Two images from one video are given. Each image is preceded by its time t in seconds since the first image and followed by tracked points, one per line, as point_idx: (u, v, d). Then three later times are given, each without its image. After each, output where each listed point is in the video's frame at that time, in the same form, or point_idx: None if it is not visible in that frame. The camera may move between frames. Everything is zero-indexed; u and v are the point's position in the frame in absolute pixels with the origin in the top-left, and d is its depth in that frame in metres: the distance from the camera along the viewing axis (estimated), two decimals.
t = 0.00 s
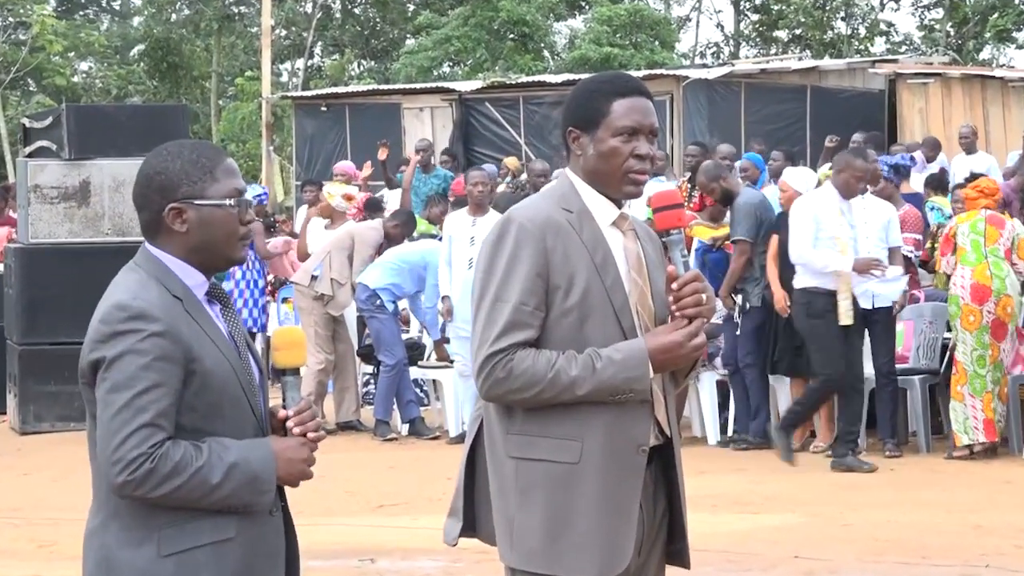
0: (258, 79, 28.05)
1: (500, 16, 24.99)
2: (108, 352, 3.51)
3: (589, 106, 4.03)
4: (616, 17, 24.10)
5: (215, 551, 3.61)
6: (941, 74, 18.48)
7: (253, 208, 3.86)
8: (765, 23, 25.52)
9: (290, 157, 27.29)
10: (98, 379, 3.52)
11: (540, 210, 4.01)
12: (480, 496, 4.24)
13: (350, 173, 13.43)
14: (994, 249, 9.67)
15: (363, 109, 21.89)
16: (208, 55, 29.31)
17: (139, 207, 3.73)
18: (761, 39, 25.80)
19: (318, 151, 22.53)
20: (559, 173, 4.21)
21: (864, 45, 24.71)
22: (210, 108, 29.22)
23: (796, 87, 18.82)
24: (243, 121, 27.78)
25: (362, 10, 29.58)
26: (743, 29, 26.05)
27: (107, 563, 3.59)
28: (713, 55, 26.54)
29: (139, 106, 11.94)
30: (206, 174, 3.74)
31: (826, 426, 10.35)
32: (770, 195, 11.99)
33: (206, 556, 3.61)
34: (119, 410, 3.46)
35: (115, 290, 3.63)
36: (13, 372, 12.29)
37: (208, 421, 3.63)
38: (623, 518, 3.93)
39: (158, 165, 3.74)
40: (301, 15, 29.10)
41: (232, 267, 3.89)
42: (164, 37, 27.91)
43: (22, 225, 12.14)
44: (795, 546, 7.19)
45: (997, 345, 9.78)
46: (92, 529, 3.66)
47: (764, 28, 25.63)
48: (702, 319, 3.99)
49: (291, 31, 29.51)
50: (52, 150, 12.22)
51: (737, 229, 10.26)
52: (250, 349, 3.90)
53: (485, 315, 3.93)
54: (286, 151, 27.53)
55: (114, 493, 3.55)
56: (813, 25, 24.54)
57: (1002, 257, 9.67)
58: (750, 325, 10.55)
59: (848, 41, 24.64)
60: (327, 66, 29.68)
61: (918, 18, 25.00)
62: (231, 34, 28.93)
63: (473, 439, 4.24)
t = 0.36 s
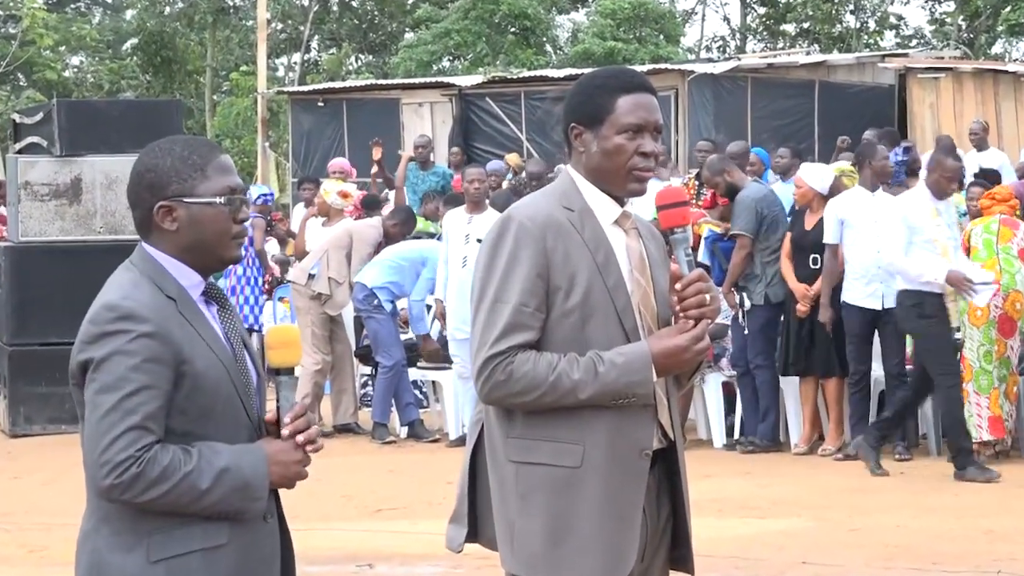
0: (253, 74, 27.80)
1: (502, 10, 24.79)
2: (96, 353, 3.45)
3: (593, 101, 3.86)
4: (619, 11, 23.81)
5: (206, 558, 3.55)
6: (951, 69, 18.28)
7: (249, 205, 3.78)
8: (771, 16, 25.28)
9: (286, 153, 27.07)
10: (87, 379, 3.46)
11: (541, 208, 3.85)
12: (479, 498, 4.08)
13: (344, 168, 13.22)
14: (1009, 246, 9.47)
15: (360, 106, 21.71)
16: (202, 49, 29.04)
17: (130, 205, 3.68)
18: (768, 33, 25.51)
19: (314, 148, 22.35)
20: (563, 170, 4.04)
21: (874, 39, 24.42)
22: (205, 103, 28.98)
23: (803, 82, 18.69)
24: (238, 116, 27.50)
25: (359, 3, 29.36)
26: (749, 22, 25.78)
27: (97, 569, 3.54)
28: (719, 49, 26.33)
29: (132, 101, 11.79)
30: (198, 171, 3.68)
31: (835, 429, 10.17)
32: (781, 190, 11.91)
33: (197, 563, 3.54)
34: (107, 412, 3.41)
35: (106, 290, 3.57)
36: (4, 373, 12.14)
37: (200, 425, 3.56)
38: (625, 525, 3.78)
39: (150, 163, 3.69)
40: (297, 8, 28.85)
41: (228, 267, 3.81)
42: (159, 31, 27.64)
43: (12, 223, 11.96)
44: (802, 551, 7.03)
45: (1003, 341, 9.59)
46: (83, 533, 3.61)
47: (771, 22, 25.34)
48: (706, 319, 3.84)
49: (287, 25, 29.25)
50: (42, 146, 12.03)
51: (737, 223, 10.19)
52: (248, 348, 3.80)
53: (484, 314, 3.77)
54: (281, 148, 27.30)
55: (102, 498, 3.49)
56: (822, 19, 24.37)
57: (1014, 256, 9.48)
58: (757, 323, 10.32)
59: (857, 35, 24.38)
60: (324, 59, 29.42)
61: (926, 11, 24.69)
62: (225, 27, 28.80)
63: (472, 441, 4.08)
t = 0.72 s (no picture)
0: (249, 71, 27.70)
1: (502, 6, 24.68)
2: (84, 353, 3.35)
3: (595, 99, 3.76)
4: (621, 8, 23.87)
5: (196, 562, 3.44)
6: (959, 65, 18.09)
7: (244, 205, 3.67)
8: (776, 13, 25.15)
9: (283, 150, 27.00)
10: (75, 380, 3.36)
11: (540, 208, 3.75)
12: (478, 502, 3.97)
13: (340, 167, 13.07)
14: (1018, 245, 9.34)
15: (357, 104, 21.62)
16: (198, 45, 28.97)
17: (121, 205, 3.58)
18: (773, 28, 25.55)
19: (312, 146, 22.27)
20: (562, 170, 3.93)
21: (880, 35, 24.28)
22: (201, 100, 28.90)
23: (808, 80, 18.60)
24: (234, 113, 27.40)
25: None
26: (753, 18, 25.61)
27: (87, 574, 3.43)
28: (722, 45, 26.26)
29: (127, 98, 11.71)
30: (190, 170, 3.57)
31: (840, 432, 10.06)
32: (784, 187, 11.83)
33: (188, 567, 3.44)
34: (93, 413, 3.31)
35: (96, 290, 3.47)
36: None
37: (190, 427, 3.46)
38: (628, 528, 3.67)
39: (142, 161, 3.58)
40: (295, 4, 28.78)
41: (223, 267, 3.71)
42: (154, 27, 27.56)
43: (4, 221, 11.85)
44: (808, 555, 6.92)
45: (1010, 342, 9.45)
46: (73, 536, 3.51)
47: (776, 18, 25.35)
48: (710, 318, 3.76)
49: (284, 21, 29.17)
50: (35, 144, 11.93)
51: (743, 221, 10.07)
52: (242, 350, 3.69)
53: (483, 314, 3.66)
54: (278, 145, 27.22)
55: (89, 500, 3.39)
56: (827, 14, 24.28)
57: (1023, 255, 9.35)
58: (762, 324, 10.22)
59: (864, 31, 24.18)
60: (322, 55, 29.32)
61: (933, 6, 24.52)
62: (222, 24, 28.65)
63: (471, 444, 3.97)
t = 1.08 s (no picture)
0: (246, 68, 27.60)
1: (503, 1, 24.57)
2: (76, 353, 3.25)
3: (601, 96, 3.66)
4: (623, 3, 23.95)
5: (187, 566, 3.34)
6: (965, 62, 17.97)
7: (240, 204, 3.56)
8: (780, 9, 25.05)
9: (280, 149, 26.91)
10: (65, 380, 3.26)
11: (543, 206, 3.65)
12: (477, 503, 3.87)
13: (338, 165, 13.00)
14: None
15: (355, 101, 21.53)
16: (194, 42, 28.86)
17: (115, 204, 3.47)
18: (777, 24, 25.24)
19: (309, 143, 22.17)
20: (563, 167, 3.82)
21: (886, 30, 24.19)
22: (197, 97, 28.80)
23: (813, 76, 18.47)
24: (230, 111, 27.25)
25: None
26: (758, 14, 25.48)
27: None
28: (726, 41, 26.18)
29: (121, 95, 11.66)
30: (184, 169, 3.46)
31: (844, 434, 9.95)
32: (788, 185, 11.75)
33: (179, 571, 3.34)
34: (84, 413, 3.21)
35: (89, 288, 3.37)
36: None
37: (183, 428, 3.35)
38: (631, 530, 3.57)
39: (138, 158, 3.48)
40: None
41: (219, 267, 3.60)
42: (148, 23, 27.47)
43: None
44: (811, 558, 6.82)
45: (1019, 343, 9.38)
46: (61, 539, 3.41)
47: (781, 13, 24.97)
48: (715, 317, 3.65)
49: (281, 16, 29.11)
50: (28, 142, 11.86)
51: (742, 223, 10.00)
52: (235, 351, 3.58)
53: (487, 311, 3.56)
54: (274, 143, 27.11)
55: (79, 502, 3.30)
56: (834, 10, 24.16)
57: None
58: (766, 326, 10.12)
59: (869, 27, 24.09)
60: (320, 51, 29.21)
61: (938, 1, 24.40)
62: (218, 20, 28.55)
63: (471, 443, 3.86)
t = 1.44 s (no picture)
0: (240, 64, 27.46)
1: None
2: (70, 354, 3.13)
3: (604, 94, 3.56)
4: None
5: (181, 569, 3.23)
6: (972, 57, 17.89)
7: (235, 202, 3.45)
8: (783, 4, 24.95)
9: (275, 146, 26.74)
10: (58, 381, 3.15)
11: (548, 204, 3.54)
12: (480, 505, 3.75)
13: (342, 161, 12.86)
14: None
15: (352, 98, 21.39)
16: (188, 38, 28.70)
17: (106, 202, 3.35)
18: (781, 19, 25.06)
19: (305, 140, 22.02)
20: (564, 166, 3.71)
21: (891, 26, 24.16)
22: (192, 93, 28.63)
23: (817, 72, 18.40)
24: (225, 108, 27.08)
25: None
26: (761, 9, 25.40)
27: None
28: (730, 36, 25.86)
29: (113, 91, 11.61)
30: (177, 166, 3.35)
31: (851, 437, 9.83)
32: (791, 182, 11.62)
33: None
34: (77, 414, 3.10)
35: (81, 288, 3.25)
36: None
37: (177, 429, 3.24)
38: (638, 533, 3.46)
39: (130, 155, 3.36)
40: None
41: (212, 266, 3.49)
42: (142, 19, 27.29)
43: None
44: (817, 562, 6.71)
45: None
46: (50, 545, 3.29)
47: (785, 9, 24.88)
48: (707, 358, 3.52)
49: (277, 11, 29.00)
50: (21, 139, 11.90)
51: (741, 224, 9.93)
52: (229, 352, 3.47)
53: (492, 310, 3.44)
54: (270, 140, 27.03)
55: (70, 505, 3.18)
56: (838, 6, 24.07)
57: None
58: (770, 326, 10.00)
59: (874, 22, 24.03)
60: (316, 47, 29.07)
61: None
62: (213, 15, 28.39)
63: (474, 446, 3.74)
